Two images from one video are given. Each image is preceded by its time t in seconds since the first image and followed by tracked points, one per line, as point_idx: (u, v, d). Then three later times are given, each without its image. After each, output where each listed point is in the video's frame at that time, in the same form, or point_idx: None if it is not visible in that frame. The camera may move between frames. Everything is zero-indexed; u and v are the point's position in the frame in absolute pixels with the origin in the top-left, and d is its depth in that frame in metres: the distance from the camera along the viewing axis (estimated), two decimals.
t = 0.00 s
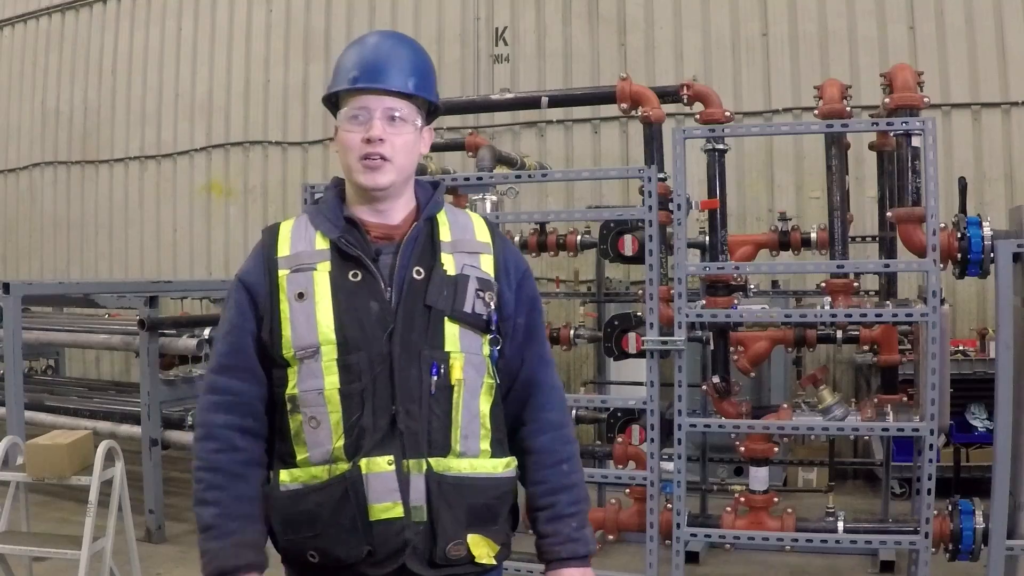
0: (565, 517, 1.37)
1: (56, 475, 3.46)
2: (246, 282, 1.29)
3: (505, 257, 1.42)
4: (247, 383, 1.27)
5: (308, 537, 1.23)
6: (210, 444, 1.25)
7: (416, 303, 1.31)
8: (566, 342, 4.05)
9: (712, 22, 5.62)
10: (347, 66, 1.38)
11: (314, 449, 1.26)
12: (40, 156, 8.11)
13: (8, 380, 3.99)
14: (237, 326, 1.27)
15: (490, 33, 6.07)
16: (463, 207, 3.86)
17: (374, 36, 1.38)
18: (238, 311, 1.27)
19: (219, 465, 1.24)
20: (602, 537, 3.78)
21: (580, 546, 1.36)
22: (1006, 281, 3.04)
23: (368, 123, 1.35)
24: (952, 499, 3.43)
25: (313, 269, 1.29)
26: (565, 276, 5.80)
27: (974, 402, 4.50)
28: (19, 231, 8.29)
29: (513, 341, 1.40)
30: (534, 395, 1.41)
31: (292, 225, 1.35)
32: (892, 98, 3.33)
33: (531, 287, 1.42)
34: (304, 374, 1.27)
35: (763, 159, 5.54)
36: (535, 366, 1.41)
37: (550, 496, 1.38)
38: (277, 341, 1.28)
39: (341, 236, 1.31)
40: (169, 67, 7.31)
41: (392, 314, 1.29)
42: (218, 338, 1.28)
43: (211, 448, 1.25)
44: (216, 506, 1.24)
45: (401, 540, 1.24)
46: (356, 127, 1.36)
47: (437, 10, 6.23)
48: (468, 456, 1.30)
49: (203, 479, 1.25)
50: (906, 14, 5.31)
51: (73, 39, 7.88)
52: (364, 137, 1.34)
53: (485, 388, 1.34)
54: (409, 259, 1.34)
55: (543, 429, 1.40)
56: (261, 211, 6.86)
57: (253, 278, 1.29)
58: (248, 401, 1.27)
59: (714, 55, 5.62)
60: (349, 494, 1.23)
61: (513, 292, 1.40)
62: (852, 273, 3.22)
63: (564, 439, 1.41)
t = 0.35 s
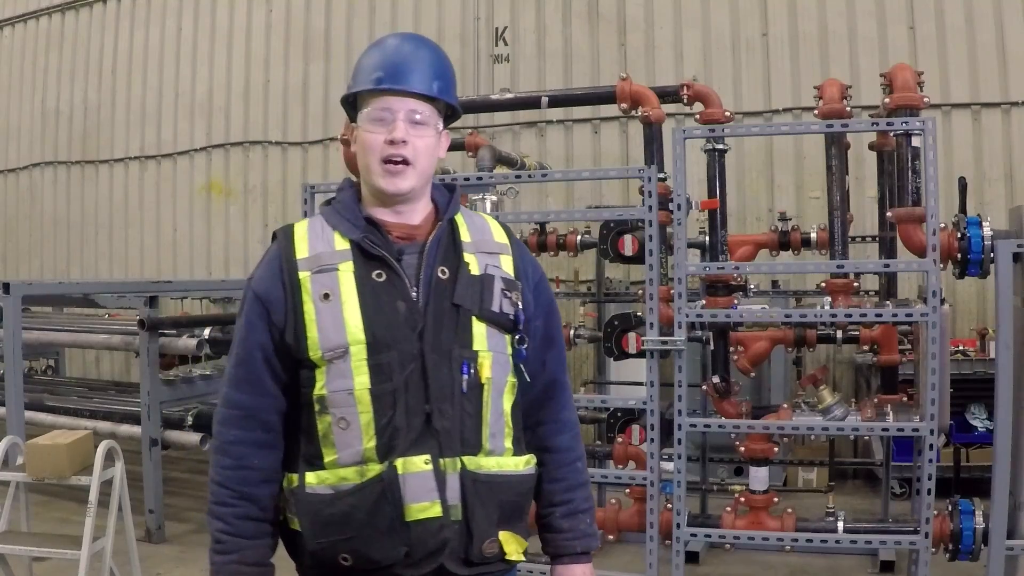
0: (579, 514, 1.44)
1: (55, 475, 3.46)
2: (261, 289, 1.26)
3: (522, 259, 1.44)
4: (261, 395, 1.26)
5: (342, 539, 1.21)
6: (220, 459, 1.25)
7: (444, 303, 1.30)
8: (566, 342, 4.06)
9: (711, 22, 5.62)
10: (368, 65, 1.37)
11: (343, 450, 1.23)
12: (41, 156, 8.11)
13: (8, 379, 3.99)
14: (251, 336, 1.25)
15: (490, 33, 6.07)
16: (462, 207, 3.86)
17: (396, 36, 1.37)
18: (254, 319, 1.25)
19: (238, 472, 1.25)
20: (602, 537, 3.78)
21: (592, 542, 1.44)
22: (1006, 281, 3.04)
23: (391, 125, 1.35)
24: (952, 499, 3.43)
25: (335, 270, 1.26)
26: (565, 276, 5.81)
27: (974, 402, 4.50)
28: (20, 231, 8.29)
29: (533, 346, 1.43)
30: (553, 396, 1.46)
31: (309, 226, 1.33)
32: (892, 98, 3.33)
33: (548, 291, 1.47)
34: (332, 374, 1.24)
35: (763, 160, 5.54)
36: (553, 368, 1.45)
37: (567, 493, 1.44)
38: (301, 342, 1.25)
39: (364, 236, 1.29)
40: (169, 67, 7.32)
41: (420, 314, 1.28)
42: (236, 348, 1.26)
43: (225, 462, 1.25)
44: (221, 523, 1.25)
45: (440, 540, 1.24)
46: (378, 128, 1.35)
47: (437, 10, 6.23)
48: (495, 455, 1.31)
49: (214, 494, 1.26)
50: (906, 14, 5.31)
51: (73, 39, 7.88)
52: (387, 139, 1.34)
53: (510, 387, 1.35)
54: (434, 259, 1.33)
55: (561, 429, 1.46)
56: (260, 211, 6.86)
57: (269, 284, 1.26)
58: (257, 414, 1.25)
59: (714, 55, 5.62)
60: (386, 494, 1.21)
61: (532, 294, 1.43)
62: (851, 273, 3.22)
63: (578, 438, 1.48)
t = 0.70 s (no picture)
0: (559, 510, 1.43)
1: (56, 475, 3.46)
2: (260, 294, 1.18)
3: (507, 262, 1.45)
4: (264, 402, 1.18)
5: (349, 549, 1.17)
6: (229, 467, 1.17)
7: (444, 308, 1.29)
8: (566, 342, 4.06)
9: (711, 22, 5.62)
10: (361, 62, 1.33)
11: (346, 459, 1.19)
12: (40, 156, 8.11)
13: (8, 379, 3.99)
14: (251, 342, 1.16)
15: (490, 33, 6.07)
16: (462, 207, 3.85)
17: (389, 35, 1.34)
18: (254, 325, 1.17)
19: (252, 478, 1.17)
20: (603, 537, 3.77)
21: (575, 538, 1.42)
22: (1006, 281, 3.04)
23: (387, 125, 1.31)
24: (952, 498, 3.43)
25: (335, 274, 1.21)
26: (565, 276, 5.80)
27: (974, 402, 4.50)
28: (20, 231, 8.29)
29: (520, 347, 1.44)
30: (534, 395, 1.46)
31: (301, 225, 1.26)
32: (892, 98, 3.33)
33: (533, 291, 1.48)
34: (336, 382, 1.19)
35: (763, 160, 5.54)
36: (535, 368, 1.46)
37: (546, 490, 1.44)
38: (302, 349, 1.19)
39: (362, 239, 1.25)
40: (169, 67, 7.32)
41: (421, 319, 1.26)
42: (233, 354, 1.17)
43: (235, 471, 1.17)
44: (241, 530, 1.16)
45: (450, 546, 1.23)
46: (373, 127, 1.32)
47: (437, 10, 6.23)
48: (491, 458, 1.32)
49: (223, 503, 1.17)
50: (906, 14, 5.31)
51: (73, 39, 7.88)
52: (383, 138, 1.31)
53: (503, 391, 1.36)
54: (432, 263, 1.32)
55: (540, 428, 1.46)
56: (260, 212, 6.87)
57: (267, 287, 1.18)
58: (267, 420, 1.18)
59: (714, 55, 5.62)
60: (397, 502, 1.19)
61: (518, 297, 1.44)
62: (851, 273, 3.22)
63: (558, 436, 1.48)
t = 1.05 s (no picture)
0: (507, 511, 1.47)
1: (56, 475, 3.46)
2: (211, 295, 1.14)
3: (453, 263, 1.46)
4: (215, 408, 1.14)
5: (311, 559, 1.16)
6: (177, 478, 1.13)
7: (399, 311, 1.28)
8: (566, 342, 4.06)
9: (712, 22, 5.62)
10: (316, 54, 1.30)
11: (303, 467, 1.16)
12: (40, 155, 8.11)
13: (8, 380, 4.00)
14: (204, 345, 1.13)
15: (490, 33, 6.06)
16: (462, 207, 3.85)
17: (347, 28, 1.31)
18: (207, 328, 1.13)
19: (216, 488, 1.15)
20: (602, 537, 3.78)
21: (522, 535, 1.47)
22: (1006, 280, 3.04)
23: (344, 120, 1.29)
24: (952, 498, 3.43)
25: (290, 275, 1.18)
26: (565, 276, 5.80)
27: (974, 402, 4.50)
28: (20, 231, 8.29)
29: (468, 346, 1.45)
30: (479, 395, 1.48)
31: (250, 223, 1.23)
32: (892, 98, 3.33)
33: (475, 291, 1.50)
34: (293, 388, 1.16)
35: (763, 160, 5.54)
36: (481, 368, 1.48)
37: (494, 491, 1.47)
38: (258, 354, 1.16)
39: (316, 239, 1.22)
40: (169, 67, 7.31)
41: (377, 321, 1.24)
42: (181, 358, 1.13)
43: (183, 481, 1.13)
44: (190, 547, 1.12)
45: (412, 553, 1.24)
46: (329, 122, 1.29)
47: (437, 10, 6.23)
48: (443, 461, 1.34)
49: (173, 517, 1.13)
50: (906, 14, 5.31)
51: (73, 39, 7.88)
52: (341, 133, 1.28)
53: (452, 393, 1.37)
54: (387, 264, 1.31)
55: (486, 428, 1.49)
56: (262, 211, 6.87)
57: (219, 288, 1.15)
58: (217, 427, 1.14)
59: (714, 55, 5.62)
60: (359, 510, 1.18)
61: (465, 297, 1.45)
62: (851, 273, 3.21)
63: (500, 436, 1.52)
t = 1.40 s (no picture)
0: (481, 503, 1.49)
1: (56, 475, 3.46)
2: (188, 298, 1.14)
3: (424, 253, 1.50)
4: (195, 413, 1.14)
5: (309, 560, 1.16)
6: (155, 486, 1.12)
7: (379, 304, 1.31)
8: (566, 342, 4.06)
9: (712, 22, 5.61)
10: (335, 54, 1.30)
11: (294, 466, 1.17)
12: (41, 156, 8.11)
13: (8, 380, 4.00)
14: (182, 349, 1.13)
15: (490, 33, 6.06)
16: (462, 207, 3.85)
17: (364, 35, 1.35)
18: (184, 331, 1.13)
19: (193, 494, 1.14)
20: (602, 537, 3.78)
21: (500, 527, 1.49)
22: (1006, 280, 3.03)
23: (364, 124, 1.33)
24: (952, 498, 3.43)
25: (269, 273, 1.19)
26: (565, 276, 5.80)
27: (974, 402, 4.50)
28: (20, 231, 8.29)
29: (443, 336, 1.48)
30: (455, 387, 1.51)
31: (222, 223, 1.23)
32: (892, 98, 3.32)
33: (445, 280, 1.53)
34: (279, 387, 1.16)
35: (763, 160, 5.53)
36: (459, 359, 1.51)
37: (471, 483, 1.49)
38: (240, 354, 1.16)
39: (294, 235, 1.23)
40: (169, 67, 7.31)
41: (359, 316, 1.26)
42: (159, 361, 1.12)
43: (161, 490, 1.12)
44: (169, 557, 1.12)
45: (410, 546, 1.26)
46: (353, 124, 1.31)
47: (437, 10, 6.23)
48: (429, 452, 1.35)
49: (151, 527, 1.12)
50: (906, 14, 5.30)
51: (73, 39, 7.89)
52: (363, 137, 1.32)
53: (433, 384, 1.40)
54: (364, 258, 1.33)
55: (464, 419, 1.52)
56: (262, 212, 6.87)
57: (195, 291, 1.14)
58: (199, 432, 1.14)
59: (713, 55, 5.62)
60: (354, 506, 1.20)
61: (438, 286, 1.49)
62: (851, 273, 3.22)
63: (476, 426, 1.55)
